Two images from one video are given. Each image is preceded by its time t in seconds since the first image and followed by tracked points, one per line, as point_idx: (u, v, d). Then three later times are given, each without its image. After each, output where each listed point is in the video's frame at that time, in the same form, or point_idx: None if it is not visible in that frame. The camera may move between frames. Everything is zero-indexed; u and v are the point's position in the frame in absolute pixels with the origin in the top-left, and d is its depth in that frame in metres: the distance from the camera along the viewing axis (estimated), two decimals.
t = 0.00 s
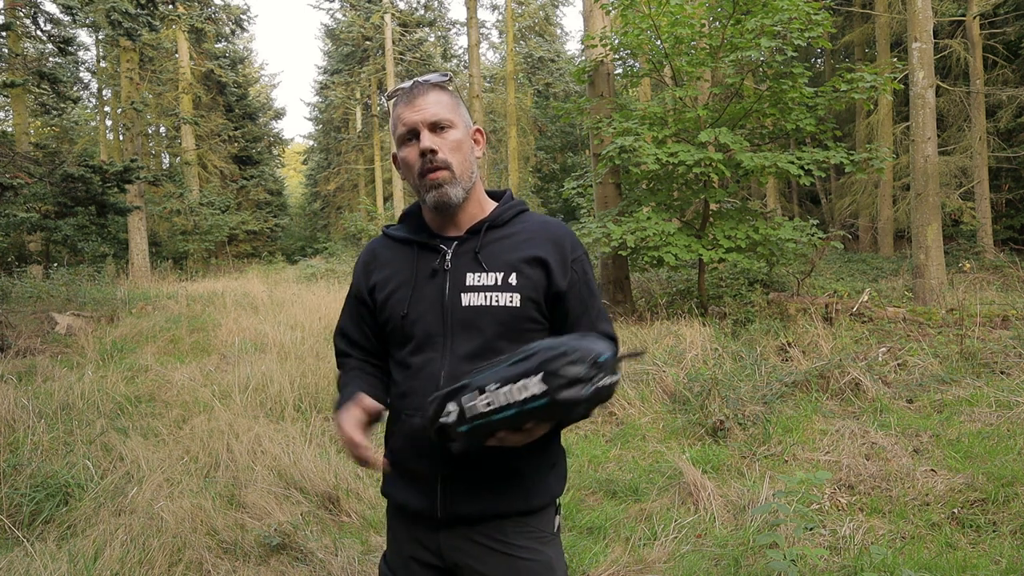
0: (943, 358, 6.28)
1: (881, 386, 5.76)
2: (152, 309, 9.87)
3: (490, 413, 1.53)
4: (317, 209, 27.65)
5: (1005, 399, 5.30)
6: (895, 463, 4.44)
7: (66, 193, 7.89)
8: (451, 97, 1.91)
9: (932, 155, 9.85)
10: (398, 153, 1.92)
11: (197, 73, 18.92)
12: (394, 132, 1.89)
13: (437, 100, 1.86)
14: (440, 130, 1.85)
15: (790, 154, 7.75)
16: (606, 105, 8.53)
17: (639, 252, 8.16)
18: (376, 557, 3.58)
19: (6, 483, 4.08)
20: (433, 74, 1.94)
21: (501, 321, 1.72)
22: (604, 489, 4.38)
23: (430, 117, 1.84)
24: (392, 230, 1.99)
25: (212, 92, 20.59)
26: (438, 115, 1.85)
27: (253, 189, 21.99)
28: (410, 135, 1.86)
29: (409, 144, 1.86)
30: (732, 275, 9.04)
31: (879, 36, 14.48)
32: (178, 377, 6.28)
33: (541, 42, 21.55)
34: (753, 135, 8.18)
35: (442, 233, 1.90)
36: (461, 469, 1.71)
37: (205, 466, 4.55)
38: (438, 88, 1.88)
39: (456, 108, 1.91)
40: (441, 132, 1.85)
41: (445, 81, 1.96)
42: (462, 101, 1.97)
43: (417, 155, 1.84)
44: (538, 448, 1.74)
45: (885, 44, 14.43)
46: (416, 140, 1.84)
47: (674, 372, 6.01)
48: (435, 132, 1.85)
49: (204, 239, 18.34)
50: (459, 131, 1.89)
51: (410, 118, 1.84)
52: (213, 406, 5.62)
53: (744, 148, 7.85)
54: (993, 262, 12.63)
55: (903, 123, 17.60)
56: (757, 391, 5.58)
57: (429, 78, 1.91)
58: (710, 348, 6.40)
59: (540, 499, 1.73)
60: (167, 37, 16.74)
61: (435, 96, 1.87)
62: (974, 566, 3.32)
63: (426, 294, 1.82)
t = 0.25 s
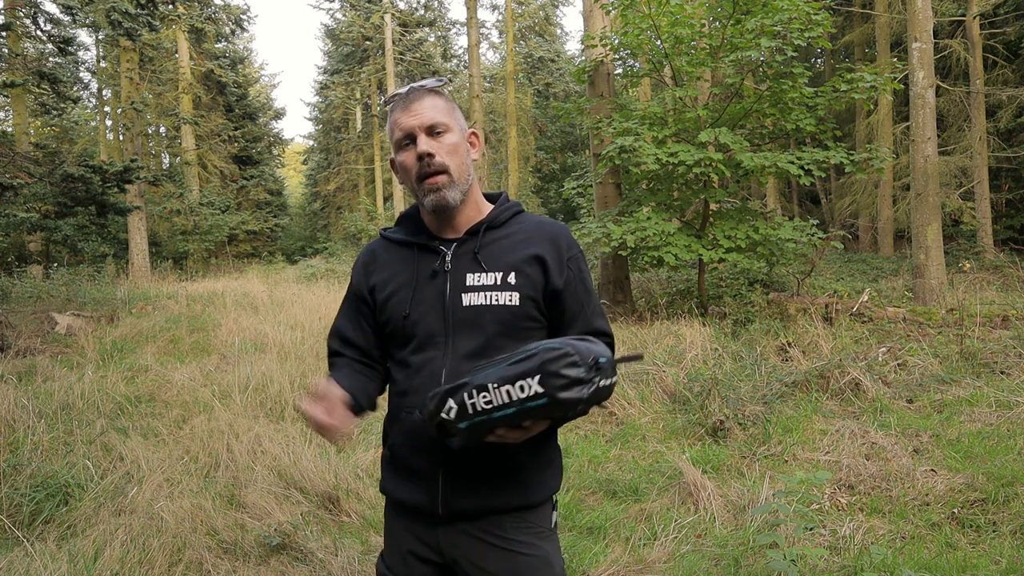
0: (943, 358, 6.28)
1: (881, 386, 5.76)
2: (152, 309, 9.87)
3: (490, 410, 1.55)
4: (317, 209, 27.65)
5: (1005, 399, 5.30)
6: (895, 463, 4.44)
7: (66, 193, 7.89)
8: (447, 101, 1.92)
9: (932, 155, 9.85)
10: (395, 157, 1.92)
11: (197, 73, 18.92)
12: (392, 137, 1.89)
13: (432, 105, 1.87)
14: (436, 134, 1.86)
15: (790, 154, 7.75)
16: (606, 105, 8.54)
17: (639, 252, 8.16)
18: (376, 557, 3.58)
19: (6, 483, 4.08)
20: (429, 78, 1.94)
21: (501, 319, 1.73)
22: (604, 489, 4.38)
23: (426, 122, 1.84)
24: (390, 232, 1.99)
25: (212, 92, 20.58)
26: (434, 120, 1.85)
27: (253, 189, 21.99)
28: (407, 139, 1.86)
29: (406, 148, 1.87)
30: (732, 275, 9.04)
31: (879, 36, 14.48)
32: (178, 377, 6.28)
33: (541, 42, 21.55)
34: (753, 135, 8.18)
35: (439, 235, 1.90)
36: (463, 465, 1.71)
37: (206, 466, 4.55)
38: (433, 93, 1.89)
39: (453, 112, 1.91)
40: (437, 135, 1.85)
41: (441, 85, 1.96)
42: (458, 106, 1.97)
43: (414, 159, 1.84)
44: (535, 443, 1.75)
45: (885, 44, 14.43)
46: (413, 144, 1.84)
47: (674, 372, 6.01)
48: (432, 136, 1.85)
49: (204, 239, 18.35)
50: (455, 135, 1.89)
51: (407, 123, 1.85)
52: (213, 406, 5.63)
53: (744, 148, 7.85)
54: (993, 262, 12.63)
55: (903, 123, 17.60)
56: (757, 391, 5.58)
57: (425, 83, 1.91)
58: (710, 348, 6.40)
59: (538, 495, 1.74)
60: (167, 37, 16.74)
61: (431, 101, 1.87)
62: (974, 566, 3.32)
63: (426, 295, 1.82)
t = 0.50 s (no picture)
0: (943, 358, 6.28)
1: (881, 387, 5.76)
2: (152, 309, 9.87)
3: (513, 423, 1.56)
4: (317, 209, 27.65)
5: (1005, 399, 5.30)
6: (895, 463, 4.44)
7: (66, 193, 7.88)
8: (421, 110, 1.87)
9: (932, 155, 9.85)
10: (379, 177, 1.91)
11: (197, 73, 18.92)
12: (373, 157, 1.87)
13: (408, 120, 1.83)
14: (414, 151, 1.82)
15: (791, 154, 7.74)
16: (606, 105, 8.54)
17: (639, 252, 8.16)
18: (376, 557, 3.58)
19: (6, 483, 4.08)
20: (404, 88, 1.90)
21: (494, 318, 1.73)
22: (604, 489, 4.38)
23: (404, 140, 1.81)
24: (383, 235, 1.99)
25: (212, 91, 20.58)
26: (411, 137, 1.82)
27: (253, 189, 21.98)
28: (386, 161, 1.84)
29: (388, 170, 1.85)
30: (732, 275, 9.04)
31: (879, 36, 14.48)
32: (178, 377, 6.28)
33: (542, 42, 21.54)
34: (753, 135, 8.18)
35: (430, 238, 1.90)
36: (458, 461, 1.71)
37: (205, 466, 4.55)
38: (406, 108, 1.85)
39: (429, 122, 1.87)
40: (415, 152, 1.82)
41: (416, 94, 1.92)
42: (436, 111, 1.93)
43: (396, 180, 1.83)
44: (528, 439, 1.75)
45: (885, 44, 14.43)
46: (393, 166, 1.82)
47: (674, 372, 6.01)
48: (410, 153, 1.82)
49: (204, 239, 18.35)
50: (435, 147, 1.86)
51: (383, 146, 1.82)
52: (213, 406, 5.63)
53: (744, 148, 7.85)
54: (993, 261, 12.63)
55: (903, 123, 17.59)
56: (757, 391, 5.58)
57: (399, 96, 1.88)
58: (710, 348, 6.40)
59: (531, 490, 1.73)
60: (167, 37, 16.74)
61: (407, 116, 1.84)
62: (974, 566, 3.32)
63: (419, 295, 1.82)
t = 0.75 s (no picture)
0: (943, 358, 6.29)
1: (881, 387, 5.76)
2: (152, 309, 9.87)
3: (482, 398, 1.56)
4: (317, 209, 27.65)
5: (1005, 399, 5.30)
6: (895, 463, 4.44)
7: (66, 193, 7.89)
8: (433, 103, 1.90)
9: (932, 155, 9.85)
10: (383, 162, 1.91)
11: (197, 73, 18.91)
12: (380, 142, 1.88)
13: (418, 109, 1.85)
14: (423, 138, 1.84)
15: (791, 154, 7.74)
16: (606, 105, 8.54)
17: (639, 252, 8.17)
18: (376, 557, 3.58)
19: (6, 483, 4.08)
20: (415, 82, 1.93)
21: (490, 317, 1.73)
22: (604, 489, 4.38)
23: (413, 127, 1.83)
24: (381, 233, 1.99)
25: (212, 92, 20.57)
26: (421, 124, 1.84)
27: (253, 189, 21.98)
28: (394, 145, 1.84)
29: (394, 155, 1.85)
30: (732, 275, 9.04)
31: (879, 36, 14.49)
32: (179, 377, 6.28)
33: (542, 42, 21.54)
34: (753, 135, 8.18)
35: (430, 236, 1.90)
36: (454, 462, 1.71)
37: (205, 466, 4.55)
38: (418, 98, 1.87)
39: (439, 115, 1.90)
40: (424, 140, 1.84)
41: (425, 89, 1.94)
42: (443, 107, 1.96)
43: (402, 165, 1.83)
44: (524, 439, 1.74)
45: (885, 44, 14.43)
46: (401, 151, 1.82)
47: (674, 372, 6.01)
48: (419, 140, 1.83)
49: (204, 239, 18.34)
50: (443, 138, 1.88)
51: (394, 129, 1.83)
52: (213, 406, 5.62)
53: (744, 148, 7.85)
54: (993, 261, 12.63)
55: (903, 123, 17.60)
56: (757, 391, 5.58)
57: (410, 88, 1.90)
58: (710, 348, 6.40)
59: (529, 489, 1.73)
60: (167, 37, 16.74)
61: (416, 105, 1.86)
62: (974, 566, 3.32)
63: (416, 294, 1.82)
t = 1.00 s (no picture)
0: (943, 358, 6.29)
1: (881, 386, 5.76)
2: (152, 309, 9.87)
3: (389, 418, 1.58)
4: (317, 209, 27.64)
5: (1004, 399, 5.30)
6: (895, 463, 4.44)
7: (66, 193, 7.88)
8: (439, 102, 1.91)
9: (932, 155, 9.85)
10: (385, 155, 1.91)
11: (197, 73, 18.91)
12: (383, 136, 1.89)
13: (425, 104, 1.86)
14: (428, 133, 1.85)
15: (791, 153, 7.74)
16: (606, 105, 8.55)
17: (639, 252, 8.16)
18: (376, 557, 3.58)
19: (6, 483, 4.08)
20: (420, 82, 1.95)
21: (487, 320, 1.73)
22: (604, 489, 4.38)
23: (419, 120, 1.84)
24: (381, 233, 1.99)
25: (212, 91, 20.57)
26: (426, 119, 1.85)
27: (253, 189, 21.98)
28: (399, 138, 1.85)
29: (398, 147, 1.86)
30: (732, 275, 9.04)
31: (879, 36, 14.48)
32: (179, 377, 6.28)
33: (542, 42, 21.54)
34: (753, 135, 8.18)
35: (430, 236, 1.90)
36: (452, 465, 1.71)
37: (206, 466, 4.55)
38: (424, 94, 1.89)
39: (444, 114, 1.91)
40: (429, 134, 1.85)
41: (431, 87, 1.97)
42: (448, 106, 1.98)
43: (406, 156, 1.83)
44: (521, 439, 1.74)
45: (885, 44, 14.44)
46: (406, 143, 1.83)
47: (674, 372, 6.01)
48: (423, 134, 1.84)
49: (204, 239, 18.34)
50: (448, 134, 1.89)
51: (399, 121, 1.84)
52: (213, 406, 5.63)
53: (744, 148, 7.85)
54: (994, 261, 12.62)
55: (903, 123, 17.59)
56: (757, 391, 5.58)
57: (417, 85, 1.92)
58: (710, 348, 6.40)
59: (528, 488, 1.73)
60: (167, 37, 16.75)
61: (422, 101, 1.87)
62: (974, 566, 3.32)
63: (415, 297, 1.83)
